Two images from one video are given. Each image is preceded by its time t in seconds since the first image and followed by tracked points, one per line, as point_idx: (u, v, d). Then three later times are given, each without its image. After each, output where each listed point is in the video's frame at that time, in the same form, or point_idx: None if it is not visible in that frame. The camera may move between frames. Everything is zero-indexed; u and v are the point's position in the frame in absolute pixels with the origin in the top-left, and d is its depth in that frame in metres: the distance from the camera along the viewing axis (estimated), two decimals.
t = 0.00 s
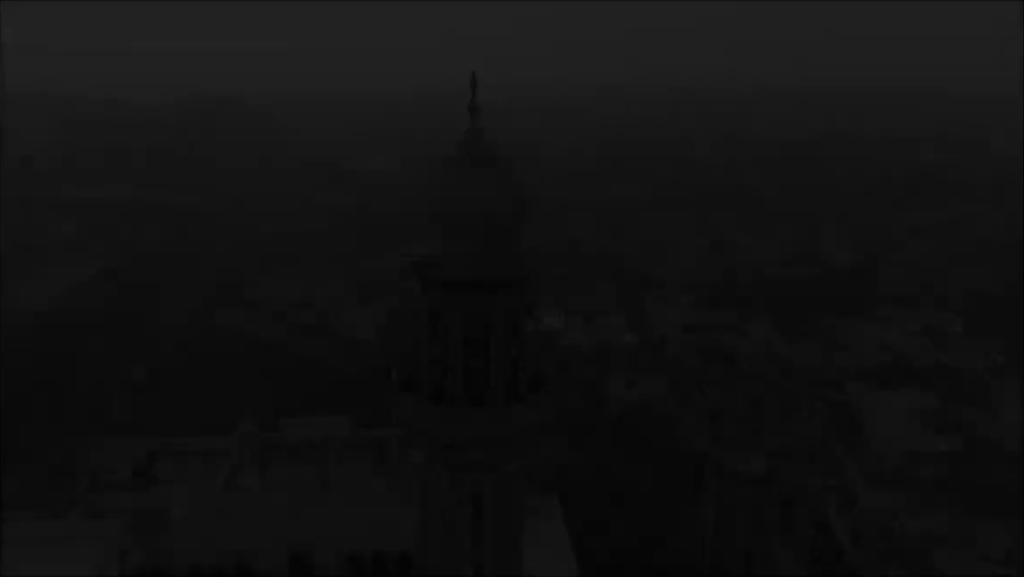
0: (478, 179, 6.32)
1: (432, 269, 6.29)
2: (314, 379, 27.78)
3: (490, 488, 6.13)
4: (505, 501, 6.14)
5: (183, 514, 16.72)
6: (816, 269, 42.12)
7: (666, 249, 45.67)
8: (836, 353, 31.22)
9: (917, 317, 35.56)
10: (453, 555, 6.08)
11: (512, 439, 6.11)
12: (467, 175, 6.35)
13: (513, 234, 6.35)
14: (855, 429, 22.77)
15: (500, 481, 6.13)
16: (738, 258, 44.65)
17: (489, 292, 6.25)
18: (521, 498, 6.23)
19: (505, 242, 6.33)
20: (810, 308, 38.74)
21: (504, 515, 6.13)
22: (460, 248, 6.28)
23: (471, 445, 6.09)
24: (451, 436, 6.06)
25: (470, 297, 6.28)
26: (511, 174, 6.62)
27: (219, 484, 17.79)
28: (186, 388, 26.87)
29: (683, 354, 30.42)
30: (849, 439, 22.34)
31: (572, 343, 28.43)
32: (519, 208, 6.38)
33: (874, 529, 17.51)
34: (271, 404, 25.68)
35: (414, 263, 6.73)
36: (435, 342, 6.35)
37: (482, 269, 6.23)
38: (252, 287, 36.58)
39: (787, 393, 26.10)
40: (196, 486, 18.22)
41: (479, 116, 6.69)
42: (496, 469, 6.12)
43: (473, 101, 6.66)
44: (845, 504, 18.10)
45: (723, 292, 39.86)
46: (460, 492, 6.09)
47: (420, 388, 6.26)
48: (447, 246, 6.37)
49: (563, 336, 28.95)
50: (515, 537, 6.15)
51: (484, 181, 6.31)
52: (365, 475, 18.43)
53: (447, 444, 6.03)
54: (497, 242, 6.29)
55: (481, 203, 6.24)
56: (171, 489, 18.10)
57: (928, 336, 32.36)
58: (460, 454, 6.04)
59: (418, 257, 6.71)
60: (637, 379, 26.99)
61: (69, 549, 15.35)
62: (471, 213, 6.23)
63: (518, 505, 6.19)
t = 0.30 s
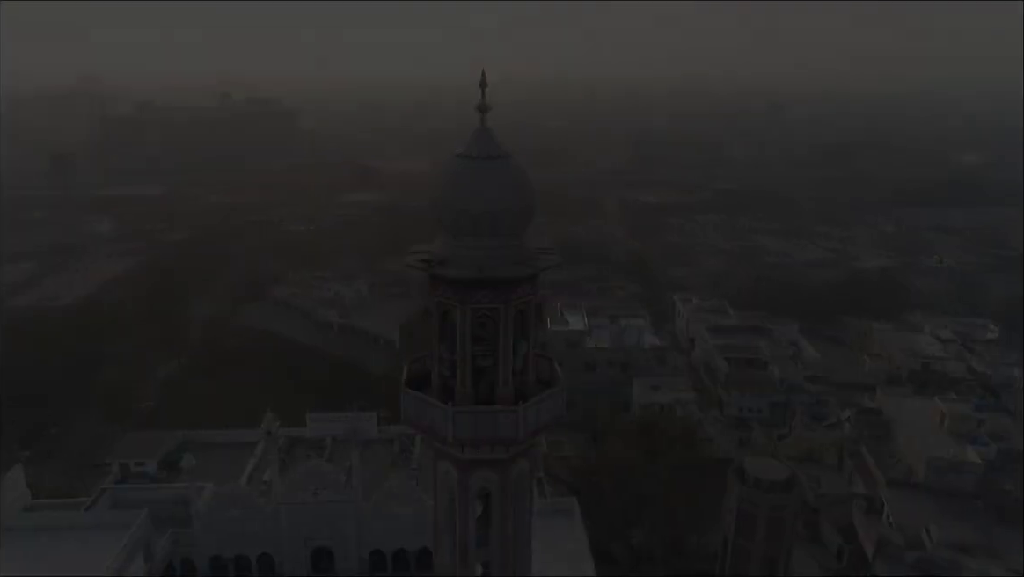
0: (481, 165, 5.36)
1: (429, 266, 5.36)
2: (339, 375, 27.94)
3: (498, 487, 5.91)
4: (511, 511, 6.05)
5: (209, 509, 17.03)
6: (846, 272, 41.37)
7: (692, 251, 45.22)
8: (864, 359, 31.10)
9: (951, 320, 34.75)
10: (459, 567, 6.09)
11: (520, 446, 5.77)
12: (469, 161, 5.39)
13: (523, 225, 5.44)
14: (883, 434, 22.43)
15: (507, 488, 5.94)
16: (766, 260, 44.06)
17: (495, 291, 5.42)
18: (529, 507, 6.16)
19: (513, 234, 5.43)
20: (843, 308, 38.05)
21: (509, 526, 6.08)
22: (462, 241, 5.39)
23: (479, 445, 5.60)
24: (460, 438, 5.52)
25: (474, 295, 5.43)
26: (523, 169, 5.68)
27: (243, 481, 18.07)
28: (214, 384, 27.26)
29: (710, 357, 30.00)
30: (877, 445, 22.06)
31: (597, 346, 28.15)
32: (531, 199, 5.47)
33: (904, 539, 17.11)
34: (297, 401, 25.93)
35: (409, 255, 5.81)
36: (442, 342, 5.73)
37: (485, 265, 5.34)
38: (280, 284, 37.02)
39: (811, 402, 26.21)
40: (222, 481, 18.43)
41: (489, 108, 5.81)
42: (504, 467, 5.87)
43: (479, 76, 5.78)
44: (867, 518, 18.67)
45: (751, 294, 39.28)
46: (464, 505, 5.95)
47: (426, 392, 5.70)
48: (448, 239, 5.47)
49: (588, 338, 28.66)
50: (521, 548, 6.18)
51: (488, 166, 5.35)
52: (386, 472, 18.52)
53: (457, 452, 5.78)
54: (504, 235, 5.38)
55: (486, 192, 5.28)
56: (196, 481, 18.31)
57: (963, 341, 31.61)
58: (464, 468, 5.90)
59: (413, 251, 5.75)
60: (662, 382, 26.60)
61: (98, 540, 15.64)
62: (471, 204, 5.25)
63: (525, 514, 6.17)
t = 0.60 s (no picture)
0: (489, 164, 5.35)
1: (437, 264, 5.38)
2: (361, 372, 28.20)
3: (505, 487, 5.92)
4: (516, 510, 6.06)
5: (230, 502, 17.31)
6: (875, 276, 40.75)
7: (718, 252, 44.83)
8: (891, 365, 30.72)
9: (983, 326, 34.05)
10: (466, 567, 6.12)
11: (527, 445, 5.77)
12: (477, 161, 5.39)
13: (531, 226, 5.44)
14: (908, 438, 22.04)
15: (514, 487, 5.94)
16: (793, 263, 43.50)
17: (503, 290, 5.45)
18: (535, 506, 6.17)
19: (521, 233, 5.43)
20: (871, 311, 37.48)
21: (514, 526, 6.08)
22: (470, 240, 5.41)
23: (485, 443, 5.61)
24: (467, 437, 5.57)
25: (481, 293, 5.45)
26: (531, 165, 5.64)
27: (265, 475, 18.32)
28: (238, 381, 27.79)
29: (733, 359, 29.87)
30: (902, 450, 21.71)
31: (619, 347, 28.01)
32: (540, 200, 5.45)
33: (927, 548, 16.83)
34: (320, 398, 26.27)
35: (418, 253, 5.83)
36: (451, 340, 5.75)
37: (492, 264, 5.35)
38: (305, 281, 37.44)
39: (837, 407, 25.87)
40: (245, 474, 18.70)
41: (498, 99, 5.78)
42: (512, 468, 5.89)
43: (489, 74, 5.76)
44: (892, 527, 18.43)
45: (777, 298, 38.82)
46: (469, 504, 5.98)
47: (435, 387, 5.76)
48: (456, 238, 5.48)
49: (610, 339, 28.55)
50: (528, 548, 6.20)
51: (496, 166, 5.34)
52: (406, 470, 18.65)
53: (463, 450, 5.80)
54: (512, 235, 5.39)
55: (493, 193, 5.29)
56: (219, 474, 18.59)
57: (996, 348, 30.90)
58: (470, 467, 5.90)
59: (422, 249, 5.77)
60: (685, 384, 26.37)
61: (123, 529, 15.96)
62: (478, 204, 5.26)
63: (531, 513, 6.19)
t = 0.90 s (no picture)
0: (500, 164, 5.34)
1: (448, 263, 5.39)
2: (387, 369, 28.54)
3: (513, 486, 5.94)
4: (524, 509, 6.06)
5: (255, 495, 17.61)
6: (908, 281, 40.04)
7: (748, 254, 44.32)
8: (925, 372, 30.03)
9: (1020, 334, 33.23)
10: (475, 564, 6.13)
11: (535, 444, 5.76)
12: (487, 160, 5.37)
13: (543, 225, 5.42)
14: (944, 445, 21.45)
15: (522, 486, 5.94)
16: (825, 266, 42.82)
17: (513, 289, 5.43)
18: (543, 505, 6.18)
19: (533, 233, 5.41)
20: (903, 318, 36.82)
21: (523, 525, 6.08)
22: (481, 238, 5.40)
23: (493, 442, 5.61)
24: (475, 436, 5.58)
25: (491, 292, 5.44)
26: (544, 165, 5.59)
27: (289, 469, 18.60)
28: (267, 379, 28.54)
29: (760, 363, 29.60)
30: (935, 460, 21.22)
31: (644, 349, 27.85)
32: (551, 200, 5.42)
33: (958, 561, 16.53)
34: (345, 397, 26.72)
35: (431, 250, 5.84)
36: (461, 338, 5.75)
37: (502, 263, 5.35)
38: (334, 279, 37.90)
39: (867, 413, 25.43)
40: (270, 468, 19.01)
41: (511, 103, 5.69)
42: (520, 467, 5.90)
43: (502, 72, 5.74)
44: (921, 538, 18.09)
45: (807, 302, 38.27)
46: (477, 503, 5.98)
47: (445, 387, 5.78)
48: (468, 237, 5.49)
49: (636, 341, 28.39)
50: (536, 547, 6.22)
51: (506, 166, 5.32)
52: (429, 467, 18.78)
53: (472, 448, 5.81)
54: (523, 234, 5.37)
55: (504, 192, 5.27)
56: (245, 467, 18.92)
57: None
58: (479, 464, 5.91)
59: (434, 248, 5.78)
60: (711, 387, 26.11)
61: (151, 519, 16.32)
62: (488, 204, 5.25)
63: (539, 512, 6.20)
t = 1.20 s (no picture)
0: (510, 163, 5.34)
1: (458, 261, 5.42)
2: (413, 367, 28.74)
3: (522, 486, 5.96)
4: (533, 508, 6.07)
5: (279, 489, 17.86)
6: (946, 286, 39.09)
7: (778, 257, 43.66)
8: (962, 380, 29.29)
9: None
10: (484, 562, 6.17)
11: (544, 444, 5.75)
12: (499, 158, 5.38)
13: (553, 225, 5.42)
14: (978, 456, 20.91)
15: (532, 486, 5.96)
16: (858, 270, 42.00)
17: (523, 288, 5.43)
18: (552, 505, 6.19)
19: (543, 233, 5.41)
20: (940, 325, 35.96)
21: (530, 525, 6.10)
22: (491, 238, 5.42)
23: (501, 441, 5.62)
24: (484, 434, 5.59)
25: (500, 290, 5.45)
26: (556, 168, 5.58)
27: (313, 464, 18.85)
28: (294, 376, 28.93)
29: (789, 367, 29.18)
30: (968, 471, 20.69)
31: (670, 351, 27.62)
32: (562, 200, 5.43)
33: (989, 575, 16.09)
34: (370, 394, 26.97)
35: (443, 249, 5.87)
36: (470, 337, 5.76)
37: (512, 262, 5.35)
38: (363, 277, 38.28)
39: (899, 421, 24.91)
40: (295, 463, 19.27)
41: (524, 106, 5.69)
42: (529, 468, 5.91)
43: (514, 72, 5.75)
44: (952, 550, 17.64)
45: (839, 306, 37.58)
46: (486, 502, 6.01)
47: (455, 386, 5.81)
48: (478, 236, 5.50)
49: (662, 343, 28.18)
50: (545, 547, 6.23)
51: (517, 165, 5.33)
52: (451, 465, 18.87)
53: (480, 446, 5.82)
54: (533, 234, 5.38)
55: (513, 192, 5.28)
56: (270, 461, 19.22)
57: None
58: (487, 463, 5.94)
59: (445, 246, 5.80)
60: (737, 391, 25.82)
61: (176, 509, 16.71)
62: (497, 203, 5.26)
63: (548, 512, 6.21)
